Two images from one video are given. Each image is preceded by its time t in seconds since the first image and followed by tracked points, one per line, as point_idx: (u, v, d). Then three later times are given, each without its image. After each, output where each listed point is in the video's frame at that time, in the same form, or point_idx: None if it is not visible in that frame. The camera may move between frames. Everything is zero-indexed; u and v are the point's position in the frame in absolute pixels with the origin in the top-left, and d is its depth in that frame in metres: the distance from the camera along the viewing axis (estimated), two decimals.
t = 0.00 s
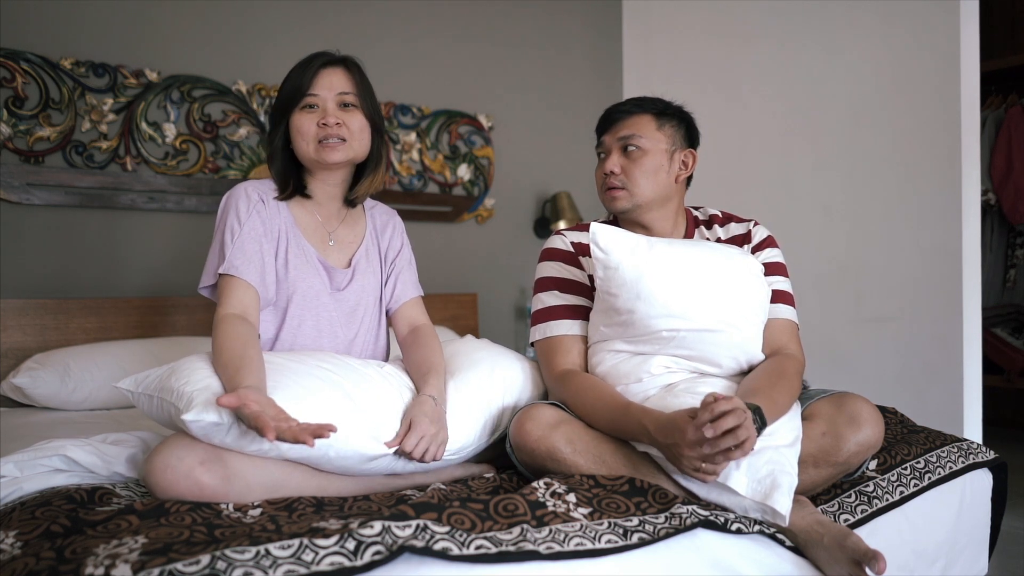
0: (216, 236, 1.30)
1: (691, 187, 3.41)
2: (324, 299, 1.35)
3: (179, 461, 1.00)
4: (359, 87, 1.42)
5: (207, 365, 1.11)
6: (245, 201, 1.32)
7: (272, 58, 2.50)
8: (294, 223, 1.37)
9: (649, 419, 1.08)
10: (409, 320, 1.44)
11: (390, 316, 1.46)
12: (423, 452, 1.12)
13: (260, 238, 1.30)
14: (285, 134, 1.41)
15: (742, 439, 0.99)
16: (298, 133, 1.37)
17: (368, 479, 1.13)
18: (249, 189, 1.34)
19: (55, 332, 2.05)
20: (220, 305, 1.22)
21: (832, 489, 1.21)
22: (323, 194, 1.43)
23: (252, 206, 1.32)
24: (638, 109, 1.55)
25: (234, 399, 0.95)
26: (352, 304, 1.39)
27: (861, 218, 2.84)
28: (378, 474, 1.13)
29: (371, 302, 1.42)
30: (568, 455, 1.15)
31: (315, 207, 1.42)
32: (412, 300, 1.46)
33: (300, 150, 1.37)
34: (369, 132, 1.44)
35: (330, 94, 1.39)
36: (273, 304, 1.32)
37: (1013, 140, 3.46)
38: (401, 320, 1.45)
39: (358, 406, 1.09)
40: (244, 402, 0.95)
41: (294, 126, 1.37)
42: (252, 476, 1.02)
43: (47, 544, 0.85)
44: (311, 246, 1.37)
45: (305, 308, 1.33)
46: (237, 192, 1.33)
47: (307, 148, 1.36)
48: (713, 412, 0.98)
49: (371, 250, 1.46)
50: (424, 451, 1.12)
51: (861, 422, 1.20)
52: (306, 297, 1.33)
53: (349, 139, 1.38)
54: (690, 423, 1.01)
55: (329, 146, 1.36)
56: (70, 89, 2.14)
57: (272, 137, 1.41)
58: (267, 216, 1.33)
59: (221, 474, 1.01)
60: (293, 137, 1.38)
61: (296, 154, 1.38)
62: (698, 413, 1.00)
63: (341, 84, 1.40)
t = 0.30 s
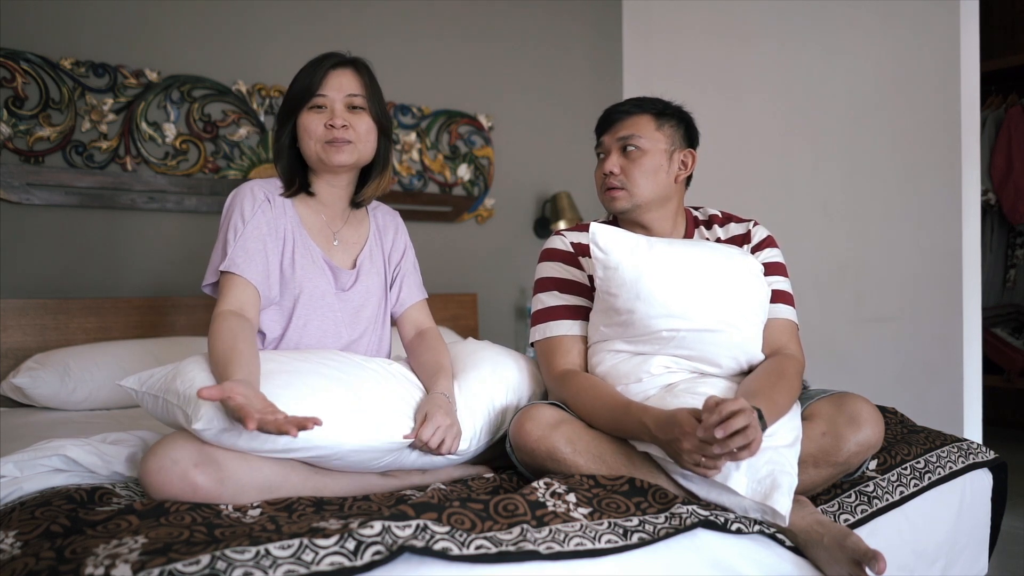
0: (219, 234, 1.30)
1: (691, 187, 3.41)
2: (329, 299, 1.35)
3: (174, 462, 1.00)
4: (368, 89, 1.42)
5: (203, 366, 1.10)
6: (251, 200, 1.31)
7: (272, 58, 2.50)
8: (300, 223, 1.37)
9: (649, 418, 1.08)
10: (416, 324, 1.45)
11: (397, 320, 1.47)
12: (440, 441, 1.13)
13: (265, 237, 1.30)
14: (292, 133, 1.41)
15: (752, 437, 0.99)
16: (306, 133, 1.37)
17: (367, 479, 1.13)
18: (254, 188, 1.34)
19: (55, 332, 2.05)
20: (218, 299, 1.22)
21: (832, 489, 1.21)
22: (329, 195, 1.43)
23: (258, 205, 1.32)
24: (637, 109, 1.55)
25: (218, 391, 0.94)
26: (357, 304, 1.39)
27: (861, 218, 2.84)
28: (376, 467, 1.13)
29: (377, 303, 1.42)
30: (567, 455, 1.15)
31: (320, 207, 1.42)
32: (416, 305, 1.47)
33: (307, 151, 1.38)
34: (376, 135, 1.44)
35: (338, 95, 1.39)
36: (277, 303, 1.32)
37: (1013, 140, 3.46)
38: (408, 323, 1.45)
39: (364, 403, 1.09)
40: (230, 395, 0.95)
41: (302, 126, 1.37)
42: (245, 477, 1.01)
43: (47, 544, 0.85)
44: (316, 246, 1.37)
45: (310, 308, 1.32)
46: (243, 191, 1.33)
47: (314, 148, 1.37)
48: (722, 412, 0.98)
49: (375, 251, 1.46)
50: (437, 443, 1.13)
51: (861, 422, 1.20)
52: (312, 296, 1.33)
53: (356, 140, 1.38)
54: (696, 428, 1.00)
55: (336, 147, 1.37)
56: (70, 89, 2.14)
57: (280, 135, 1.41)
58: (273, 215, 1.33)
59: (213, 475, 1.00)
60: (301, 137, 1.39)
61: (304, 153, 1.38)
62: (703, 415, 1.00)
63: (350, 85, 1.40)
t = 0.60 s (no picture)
0: (214, 237, 1.30)
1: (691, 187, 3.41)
2: (324, 299, 1.35)
3: (175, 462, 0.99)
4: (364, 87, 1.42)
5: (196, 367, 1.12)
6: (244, 202, 1.31)
7: (272, 58, 2.50)
8: (296, 223, 1.37)
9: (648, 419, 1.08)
10: (416, 324, 1.45)
11: (398, 321, 1.47)
12: (441, 451, 1.13)
13: (258, 239, 1.29)
14: (290, 134, 1.42)
15: (755, 439, 1.00)
16: (301, 133, 1.37)
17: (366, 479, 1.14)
18: (250, 189, 1.34)
19: (55, 332, 2.05)
20: (212, 304, 1.22)
21: (832, 489, 1.21)
22: (328, 195, 1.43)
23: (251, 206, 1.31)
24: (636, 109, 1.55)
25: (194, 363, 0.92)
26: (354, 304, 1.39)
27: (861, 218, 2.84)
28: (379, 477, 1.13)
29: (375, 304, 1.42)
30: (567, 455, 1.15)
31: (319, 208, 1.43)
32: (416, 305, 1.47)
33: (304, 151, 1.38)
34: (372, 133, 1.44)
35: (332, 95, 1.39)
36: (272, 304, 1.32)
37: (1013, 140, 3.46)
38: (409, 325, 1.46)
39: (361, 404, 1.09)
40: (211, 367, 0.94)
41: (298, 127, 1.38)
42: (246, 477, 1.02)
43: (47, 544, 0.85)
44: (312, 246, 1.37)
45: (305, 309, 1.33)
46: (238, 193, 1.33)
47: (310, 149, 1.37)
48: (729, 413, 0.98)
49: (373, 251, 1.46)
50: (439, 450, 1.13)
51: (861, 422, 1.21)
52: (306, 297, 1.33)
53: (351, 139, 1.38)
54: (698, 431, 1.00)
55: (331, 147, 1.37)
56: (70, 89, 2.14)
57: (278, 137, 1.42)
58: (267, 216, 1.33)
59: (215, 473, 1.00)
60: (298, 138, 1.39)
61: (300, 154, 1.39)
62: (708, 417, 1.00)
63: (344, 85, 1.40)
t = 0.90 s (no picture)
0: (210, 236, 1.30)
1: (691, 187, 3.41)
2: (321, 296, 1.35)
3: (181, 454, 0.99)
4: (356, 86, 1.42)
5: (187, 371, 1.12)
6: (239, 201, 1.31)
7: (272, 58, 2.50)
8: (291, 222, 1.37)
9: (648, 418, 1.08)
10: (412, 320, 1.45)
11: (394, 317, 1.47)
12: (445, 446, 1.14)
13: (254, 238, 1.29)
14: (283, 134, 1.42)
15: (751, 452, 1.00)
16: (295, 132, 1.37)
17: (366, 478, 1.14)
18: (245, 189, 1.34)
19: (55, 332, 2.05)
20: (211, 301, 1.23)
21: (832, 489, 1.21)
22: (322, 194, 1.44)
23: (246, 205, 1.31)
24: (637, 109, 1.55)
25: (148, 414, 0.90)
26: (351, 302, 1.39)
27: (861, 218, 2.84)
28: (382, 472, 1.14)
29: (371, 301, 1.42)
30: (567, 455, 1.15)
31: (314, 207, 1.43)
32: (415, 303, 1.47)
33: (298, 150, 1.38)
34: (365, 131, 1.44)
35: (325, 95, 1.38)
36: (269, 302, 1.32)
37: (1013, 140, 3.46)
38: (404, 320, 1.45)
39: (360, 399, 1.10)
40: (166, 410, 0.94)
41: (292, 126, 1.38)
42: (249, 473, 1.01)
43: (48, 544, 0.85)
44: (308, 244, 1.37)
45: (301, 306, 1.33)
46: (233, 193, 1.32)
47: (303, 148, 1.37)
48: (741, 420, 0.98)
49: (369, 249, 1.46)
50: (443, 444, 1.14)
51: (861, 422, 1.21)
52: (302, 295, 1.33)
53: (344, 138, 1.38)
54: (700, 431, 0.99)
55: (325, 147, 1.37)
56: (70, 89, 2.14)
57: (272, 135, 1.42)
58: (263, 216, 1.33)
59: (222, 466, 1.00)
60: (291, 137, 1.39)
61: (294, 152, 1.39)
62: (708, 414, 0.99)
63: (336, 83, 1.39)
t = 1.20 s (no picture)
0: (206, 238, 1.31)
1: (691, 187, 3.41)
2: (317, 295, 1.35)
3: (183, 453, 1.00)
4: (347, 87, 1.42)
5: (183, 371, 1.13)
6: (233, 203, 1.31)
7: (272, 59, 2.50)
8: (286, 221, 1.37)
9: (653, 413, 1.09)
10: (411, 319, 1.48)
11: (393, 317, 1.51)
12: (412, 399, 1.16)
13: (249, 239, 1.29)
14: (274, 135, 1.41)
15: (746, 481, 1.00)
16: (288, 132, 1.37)
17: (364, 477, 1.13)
18: (239, 191, 1.34)
19: (55, 332, 2.05)
20: (207, 301, 1.23)
21: (832, 489, 1.21)
22: (314, 194, 1.44)
23: (240, 207, 1.31)
24: (641, 109, 1.55)
25: (151, 413, 0.92)
26: (348, 300, 1.39)
27: (861, 218, 2.84)
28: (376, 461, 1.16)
29: (368, 298, 1.42)
30: (567, 455, 1.15)
31: (307, 207, 1.43)
32: (414, 303, 1.50)
33: (291, 151, 1.38)
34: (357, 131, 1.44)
35: (317, 96, 1.39)
36: (265, 302, 1.33)
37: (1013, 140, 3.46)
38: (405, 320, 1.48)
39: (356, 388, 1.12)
40: (169, 409, 0.94)
41: (285, 126, 1.38)
42: (255, 468, 1.02)
43: (48, 544, 0.85)
44: (304, 243, 1.37)
45: (298, 305, 1.33)
46: (226, 195, 1.32)
47: (297, 148, 1.37)
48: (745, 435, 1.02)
49: (364, 248, 1.46)
50: (405, 398, 1.15)
51: (861, 422, 1.21)
52: (298, 293, 1.34)
53: (337, 139, 1.38)
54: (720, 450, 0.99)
55: (319, 147, 1.37)
56: (70, 89, 2.14)
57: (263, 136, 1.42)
58: (257, 216, 1.33)
59: (222, 463, 1.00)
60: (284, 137, 1.39)
61: (287, 153, 1.39)
62: (701, 424, 1.00)
63: (328, 84, 1.40)
